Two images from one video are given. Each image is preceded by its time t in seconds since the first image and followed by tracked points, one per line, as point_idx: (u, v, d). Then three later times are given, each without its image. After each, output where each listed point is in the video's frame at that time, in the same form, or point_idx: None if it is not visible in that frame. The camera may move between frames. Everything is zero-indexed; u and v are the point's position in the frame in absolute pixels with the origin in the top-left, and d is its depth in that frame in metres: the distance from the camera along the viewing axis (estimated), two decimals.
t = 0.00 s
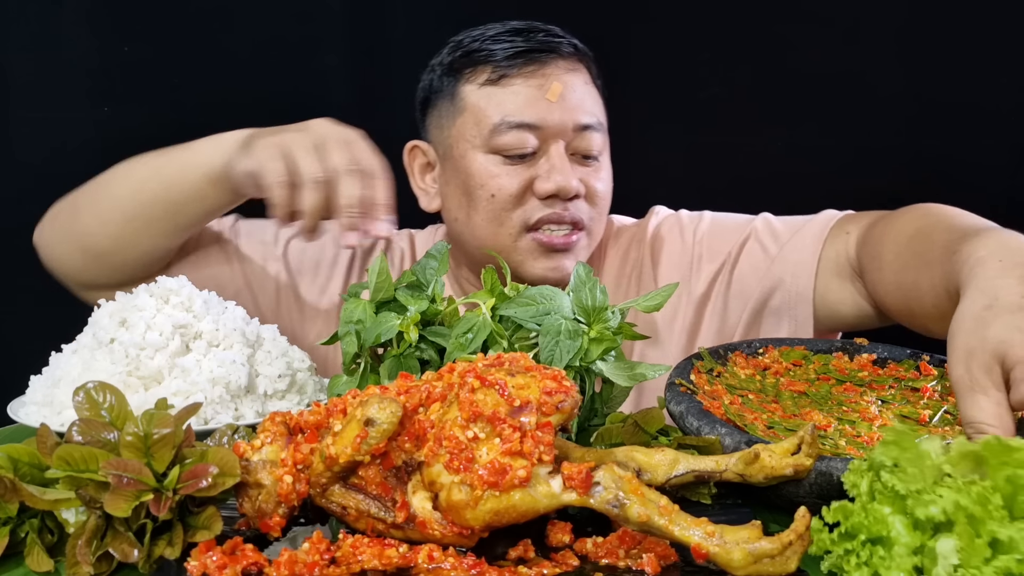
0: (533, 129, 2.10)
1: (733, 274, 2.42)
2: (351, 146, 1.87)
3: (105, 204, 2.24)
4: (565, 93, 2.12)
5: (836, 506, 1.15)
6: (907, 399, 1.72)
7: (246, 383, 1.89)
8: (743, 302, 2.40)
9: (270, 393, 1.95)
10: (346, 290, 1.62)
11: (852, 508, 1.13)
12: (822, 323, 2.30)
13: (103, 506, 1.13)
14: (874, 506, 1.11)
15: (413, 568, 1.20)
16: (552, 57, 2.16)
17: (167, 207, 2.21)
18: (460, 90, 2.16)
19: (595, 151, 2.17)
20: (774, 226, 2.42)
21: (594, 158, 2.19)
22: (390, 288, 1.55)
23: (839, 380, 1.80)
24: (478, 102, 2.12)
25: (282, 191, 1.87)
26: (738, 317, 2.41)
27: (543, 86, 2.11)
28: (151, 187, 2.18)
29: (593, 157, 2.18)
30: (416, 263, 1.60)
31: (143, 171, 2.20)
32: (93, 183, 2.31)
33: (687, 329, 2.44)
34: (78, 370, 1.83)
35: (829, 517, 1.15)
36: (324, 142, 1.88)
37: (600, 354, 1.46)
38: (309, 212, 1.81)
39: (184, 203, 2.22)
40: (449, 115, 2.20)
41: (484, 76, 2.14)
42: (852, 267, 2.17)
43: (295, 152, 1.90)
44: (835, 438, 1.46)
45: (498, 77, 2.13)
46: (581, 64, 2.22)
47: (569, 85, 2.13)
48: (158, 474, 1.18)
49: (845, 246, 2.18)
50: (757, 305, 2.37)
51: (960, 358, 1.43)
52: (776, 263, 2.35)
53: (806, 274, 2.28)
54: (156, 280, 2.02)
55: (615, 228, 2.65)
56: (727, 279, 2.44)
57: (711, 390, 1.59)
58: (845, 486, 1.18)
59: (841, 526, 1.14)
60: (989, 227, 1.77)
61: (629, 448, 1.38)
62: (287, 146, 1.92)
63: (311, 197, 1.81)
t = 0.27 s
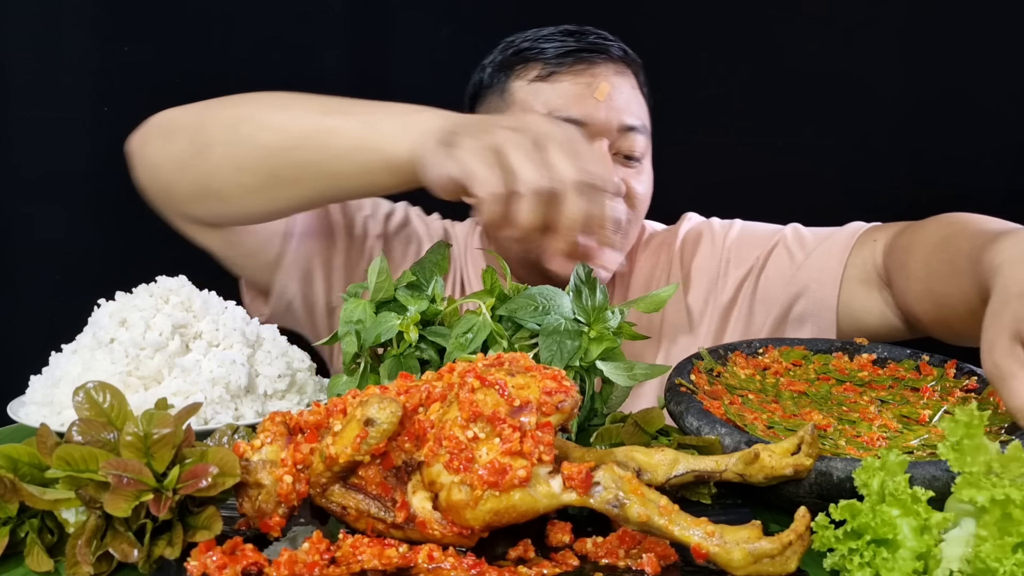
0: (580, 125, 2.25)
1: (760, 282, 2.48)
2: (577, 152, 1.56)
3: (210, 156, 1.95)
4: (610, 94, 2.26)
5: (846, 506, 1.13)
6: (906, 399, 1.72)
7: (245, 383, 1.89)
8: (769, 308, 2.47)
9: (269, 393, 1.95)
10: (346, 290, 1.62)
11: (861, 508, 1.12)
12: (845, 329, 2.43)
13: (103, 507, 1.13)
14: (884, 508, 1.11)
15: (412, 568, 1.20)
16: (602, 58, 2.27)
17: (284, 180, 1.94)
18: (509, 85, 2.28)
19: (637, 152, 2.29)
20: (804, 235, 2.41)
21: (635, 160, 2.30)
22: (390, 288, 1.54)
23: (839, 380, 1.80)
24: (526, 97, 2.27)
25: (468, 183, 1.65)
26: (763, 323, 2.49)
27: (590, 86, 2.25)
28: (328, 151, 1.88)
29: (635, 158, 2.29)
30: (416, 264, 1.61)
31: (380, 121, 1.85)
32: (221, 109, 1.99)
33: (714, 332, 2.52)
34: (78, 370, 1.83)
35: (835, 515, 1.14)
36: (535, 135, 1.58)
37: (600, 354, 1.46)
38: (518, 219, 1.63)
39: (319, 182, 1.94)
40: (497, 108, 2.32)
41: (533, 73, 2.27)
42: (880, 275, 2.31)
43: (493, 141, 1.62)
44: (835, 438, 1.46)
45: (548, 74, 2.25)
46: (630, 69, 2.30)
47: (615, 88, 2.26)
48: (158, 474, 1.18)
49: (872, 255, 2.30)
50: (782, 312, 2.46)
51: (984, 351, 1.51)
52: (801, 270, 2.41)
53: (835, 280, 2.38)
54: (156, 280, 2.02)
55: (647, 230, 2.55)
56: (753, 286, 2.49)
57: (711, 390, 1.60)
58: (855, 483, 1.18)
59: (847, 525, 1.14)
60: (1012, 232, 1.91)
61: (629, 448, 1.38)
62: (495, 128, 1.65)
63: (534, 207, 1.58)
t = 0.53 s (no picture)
0: (615, 124, 2.30)
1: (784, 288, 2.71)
2: (809, 270, 0.96)
3: (361, 170, 1.31)
4: (649, 95, 2.36)
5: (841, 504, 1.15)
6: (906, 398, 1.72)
7: (245, 383, 1.89)
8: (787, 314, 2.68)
9: (270, 393, 1.95)
10: (346, 290, 1.61)
11: (859, 503, 1.13)
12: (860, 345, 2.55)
13: (103, 506, 1.13)
14: (880, 500, 1.11)
15: (412, 568, 1.20)
16: (639, 63, 2.45)
17: (440, 220, 1.26)
18: (549, 85, 2.43)
19: (671, 155, 2.36)
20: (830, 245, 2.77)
21: (671, 164, 2.38)
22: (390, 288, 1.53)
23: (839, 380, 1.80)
24: (565, 97, 2.38)
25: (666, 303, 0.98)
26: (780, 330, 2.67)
27: (629, 86, 2.37)
28: (492, 199, 1.19)
29: (670, 162, 2.37)
30: (416, 264, 1.60)
31: (562, 176, 1.17)
32: (378, 114, 1.35)
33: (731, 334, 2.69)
34: (78, 370, 1.83)
35: (835, 513, 1.15)
36: (770, 244, 0.97)
37: (600, 354, 1.47)
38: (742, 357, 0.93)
39: (472, 235, 1.25)
40: (537, 109, 2.45)
41: (573, 74, 2.42)
42: (902, 289, 2.44)
43: (693, 234, 0.99)
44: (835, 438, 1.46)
45: (587, 75, 2.41)
46: (664, 76, 2.48)
47: (654, 90, 2.38)
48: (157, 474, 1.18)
49: (896, 267, 2.49)
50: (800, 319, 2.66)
51: (969, 358, 1.45)
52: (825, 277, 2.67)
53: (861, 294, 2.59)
54: (156, 280, 2.02)
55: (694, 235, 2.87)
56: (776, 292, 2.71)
57: (711, 389, 1.60)
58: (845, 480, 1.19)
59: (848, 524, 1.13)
60: None
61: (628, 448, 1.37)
62: (711, 220, 0.99)
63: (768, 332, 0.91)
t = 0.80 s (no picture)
0: (651, 140, 2.17)
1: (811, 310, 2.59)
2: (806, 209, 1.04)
3: (349, 175, 1.53)
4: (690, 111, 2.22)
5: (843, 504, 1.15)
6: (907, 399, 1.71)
7: (245, 383, 1.89)
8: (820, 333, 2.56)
9: (270, 393, 1.95)
10: (346, 290, 1.61)
11: (861, 506, 1.13)
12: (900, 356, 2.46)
13: (103, 507, 1.13)
14: (883, 505, 1.12)
15: (413, 568, 1.20)
16: (684, 75, 2.28)
17: (435, 214, 1.49)
18: (587, 90, 2.29)
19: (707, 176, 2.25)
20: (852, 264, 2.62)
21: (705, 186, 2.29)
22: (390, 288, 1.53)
23: (839, 380, 1.80)
24: (602, 105, 2.24)
25: (691, 247, 1.11)
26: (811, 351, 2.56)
27: (670, 100, 2.21)
28: (492, 191, 1.43)
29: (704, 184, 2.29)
30: (416, 264, 1.60)
31: (559, 168, 1.41)
32: (358, 123, 1.57)
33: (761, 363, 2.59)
34: (78, 370, 1.83)
35: (835, 513, 1.15)
36: (756, 184, 1.10)
37: (600, 354, 1.46)
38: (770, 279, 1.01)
39: (465, 224, 1.48)
40: (572, 113, 2.31)
41: (613, 81, 2.27)
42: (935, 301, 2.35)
43: (701, 187, 1.14)
44: (835, 438, 1.45)
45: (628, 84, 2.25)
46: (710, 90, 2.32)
47: (696, 105, 2.24)
48: (158, 474, 1.18)
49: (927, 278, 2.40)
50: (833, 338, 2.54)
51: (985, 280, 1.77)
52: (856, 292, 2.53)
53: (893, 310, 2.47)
54: (156, 280, 2.02)
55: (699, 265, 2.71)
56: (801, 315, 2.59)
57: (711, 390, 1.59)
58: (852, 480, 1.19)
59: (848, 525, 1.14)
60: None
61: (629, 448, 1.38)
62: (715, 177, 1.14)
63: (781, 256, 0.99)
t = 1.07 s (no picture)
0: (663, 148, 2.14)
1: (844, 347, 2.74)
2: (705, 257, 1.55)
3: (318, 173, 1.76)
4: (706, 120, 2.18)
5: (851, 503, 1.14)
6: (907, 399, 1.71)
7: (245, 383, 1.89)
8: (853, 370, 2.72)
9: (269, 393, 1.96)
10: (346, 289, 1.61)
11: (868, 507, 1.13)
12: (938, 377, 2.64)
13: (103, 506, 1.13)
14: (891, 507, 1.11)
15: (413, 568, 1.20)
16: (701, 84, 2.24)
17: (397, 212, 1.73)
18: (603, 91, 2.28)
19: (717, 186, 2.22)
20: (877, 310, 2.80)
21: (714, 194, 2.25)
22: (390, 288, 1.53)
23: (839, 380, 1.80)
24: (616, 108, 2.24)
25: (613, 275, 1.52)
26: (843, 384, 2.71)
27: (686, 108, 2.18)
28: (458, 200, 1.70)
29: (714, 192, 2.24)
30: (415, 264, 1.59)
31: (519, 183, 1.70)
32: (326, 125, 1.79)
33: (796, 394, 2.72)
34: (78, 370, 1.83)
35: (843, 513, 1.15)
36: (676, 231, 1.56)
37: (600, 354, 1.46)
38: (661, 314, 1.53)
39: (424, 225, 1.73)
40: (586, 114, 2.31)
41: (630, 86, 2.26)
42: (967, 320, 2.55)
43: (634, 225, 1.56)
44: (835, 438, 1.45)
45: (645, 89, 2.23)
46: (725, 98, 2.29)
47: (711, 115, 2.20)
48: (158, 474, 1.18)
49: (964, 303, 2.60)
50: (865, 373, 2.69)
51: None
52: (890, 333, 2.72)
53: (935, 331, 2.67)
54: (156, 280, 2.01)
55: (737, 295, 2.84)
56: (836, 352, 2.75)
57: (711, 390, 1.59)
58: (859, 479, 1.19)
59: (853, 524, 1.14)
60: None
61: (629, 447, 1.37)
62: (644, 217, 1.57)
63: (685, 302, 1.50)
